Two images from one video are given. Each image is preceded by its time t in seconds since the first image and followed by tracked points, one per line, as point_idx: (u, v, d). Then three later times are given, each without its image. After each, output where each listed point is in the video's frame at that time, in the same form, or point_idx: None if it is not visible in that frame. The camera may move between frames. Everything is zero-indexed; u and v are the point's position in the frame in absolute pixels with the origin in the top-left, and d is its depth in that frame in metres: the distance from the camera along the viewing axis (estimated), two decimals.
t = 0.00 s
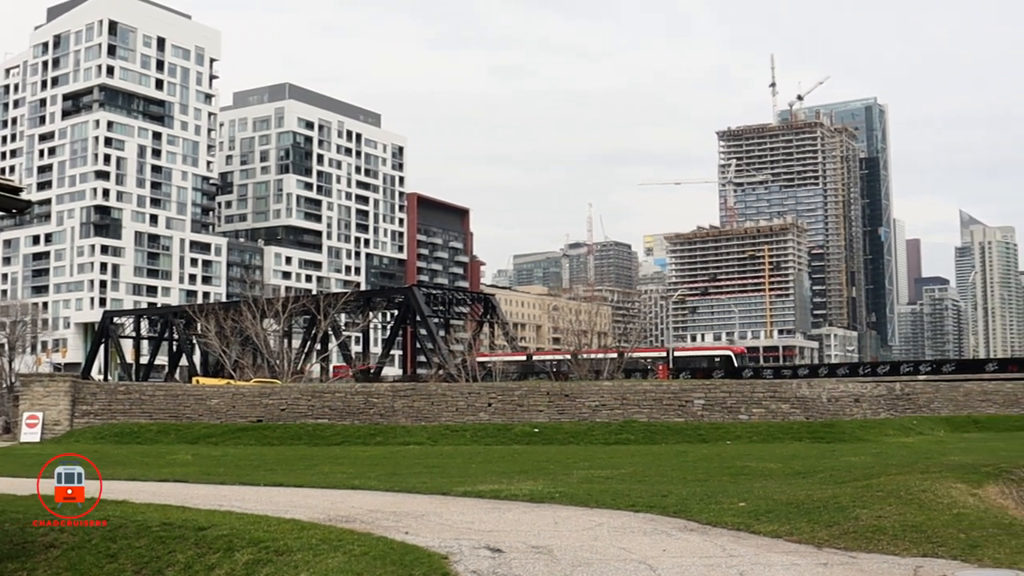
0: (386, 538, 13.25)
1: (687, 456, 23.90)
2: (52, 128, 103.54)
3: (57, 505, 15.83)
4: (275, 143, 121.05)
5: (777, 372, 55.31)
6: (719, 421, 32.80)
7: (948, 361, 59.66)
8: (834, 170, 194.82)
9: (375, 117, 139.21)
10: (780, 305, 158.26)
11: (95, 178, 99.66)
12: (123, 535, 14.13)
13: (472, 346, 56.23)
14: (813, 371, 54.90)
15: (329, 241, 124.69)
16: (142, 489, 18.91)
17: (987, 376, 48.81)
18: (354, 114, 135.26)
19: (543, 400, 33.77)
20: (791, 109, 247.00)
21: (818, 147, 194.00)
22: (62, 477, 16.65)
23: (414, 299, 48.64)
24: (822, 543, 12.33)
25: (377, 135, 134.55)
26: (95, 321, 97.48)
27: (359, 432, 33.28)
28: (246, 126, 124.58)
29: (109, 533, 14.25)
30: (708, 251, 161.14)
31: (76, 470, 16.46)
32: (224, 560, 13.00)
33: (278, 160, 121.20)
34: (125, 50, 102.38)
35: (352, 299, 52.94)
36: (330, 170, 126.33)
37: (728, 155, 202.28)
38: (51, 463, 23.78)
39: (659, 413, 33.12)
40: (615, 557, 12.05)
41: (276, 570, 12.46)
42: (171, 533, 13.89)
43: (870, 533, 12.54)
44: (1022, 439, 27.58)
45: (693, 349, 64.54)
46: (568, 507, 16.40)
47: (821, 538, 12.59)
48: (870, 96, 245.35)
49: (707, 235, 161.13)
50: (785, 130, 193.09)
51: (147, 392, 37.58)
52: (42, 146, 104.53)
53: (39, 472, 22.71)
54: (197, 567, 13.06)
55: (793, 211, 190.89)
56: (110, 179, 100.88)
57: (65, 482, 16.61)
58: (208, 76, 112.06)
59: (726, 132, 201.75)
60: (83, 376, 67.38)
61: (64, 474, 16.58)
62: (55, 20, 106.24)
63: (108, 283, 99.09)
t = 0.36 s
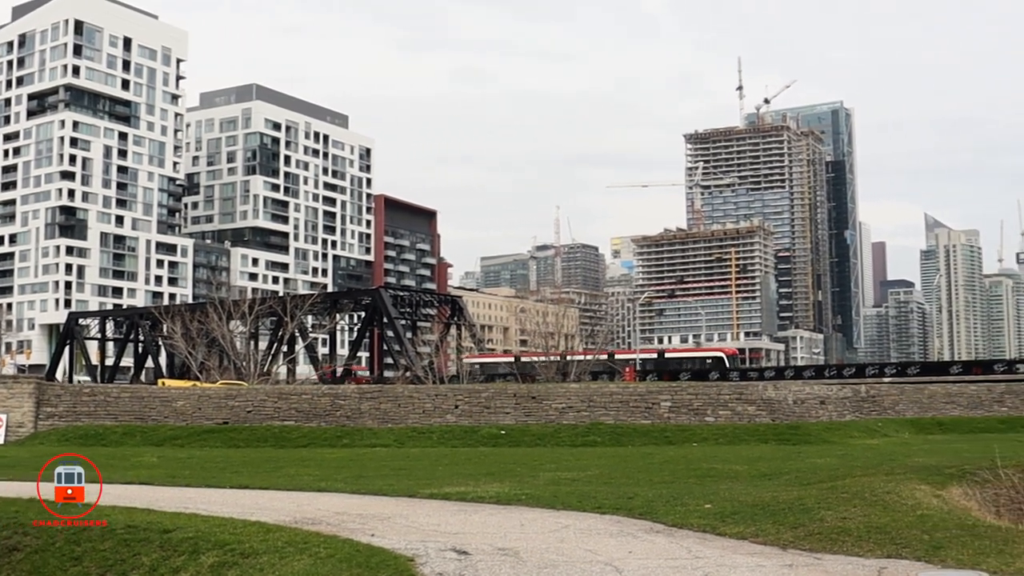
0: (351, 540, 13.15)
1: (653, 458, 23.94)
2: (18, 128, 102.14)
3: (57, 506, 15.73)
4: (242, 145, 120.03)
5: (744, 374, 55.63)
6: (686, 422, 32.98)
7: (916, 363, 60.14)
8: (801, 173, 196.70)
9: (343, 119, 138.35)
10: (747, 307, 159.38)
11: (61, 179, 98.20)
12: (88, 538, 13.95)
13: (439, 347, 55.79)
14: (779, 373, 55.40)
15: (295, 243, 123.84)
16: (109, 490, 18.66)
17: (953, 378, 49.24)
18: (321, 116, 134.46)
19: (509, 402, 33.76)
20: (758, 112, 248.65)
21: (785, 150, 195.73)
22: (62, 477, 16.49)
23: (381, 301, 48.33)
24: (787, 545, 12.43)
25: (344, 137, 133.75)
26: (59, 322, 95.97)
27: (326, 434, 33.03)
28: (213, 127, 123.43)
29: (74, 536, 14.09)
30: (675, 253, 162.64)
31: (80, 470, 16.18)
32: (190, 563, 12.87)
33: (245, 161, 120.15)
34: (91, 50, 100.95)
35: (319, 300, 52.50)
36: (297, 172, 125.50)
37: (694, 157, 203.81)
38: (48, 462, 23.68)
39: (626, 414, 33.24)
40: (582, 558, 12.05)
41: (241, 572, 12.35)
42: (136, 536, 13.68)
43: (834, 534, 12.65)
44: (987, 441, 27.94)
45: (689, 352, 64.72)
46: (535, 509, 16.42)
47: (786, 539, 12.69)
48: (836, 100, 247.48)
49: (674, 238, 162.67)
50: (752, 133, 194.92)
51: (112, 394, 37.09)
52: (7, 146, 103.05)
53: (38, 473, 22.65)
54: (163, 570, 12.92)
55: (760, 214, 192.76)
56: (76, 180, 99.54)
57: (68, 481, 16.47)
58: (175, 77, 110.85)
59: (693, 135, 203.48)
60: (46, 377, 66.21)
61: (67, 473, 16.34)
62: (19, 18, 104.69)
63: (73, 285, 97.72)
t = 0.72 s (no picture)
0: (315, 546, 13.02)
1: (621, 462, 23.99)
2: None
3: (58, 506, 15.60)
4: (208, 147, 118.84)
5: (710, 378, 55.96)
6: (653, 426, 33.13)
7: (883, 366, 60.61)
8: (767, 178, 198.40)
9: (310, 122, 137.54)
10: (713, 311, 160.44)
11: (26, 181, 96.75)
12: (51, 543, 13.63)
13: (405, 351, 55.46)
14: (745, 377, 55.93)
15: (262, 245, 122.87)
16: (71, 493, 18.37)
17: (920, 381, 49.72)
18: (288, 119, 133.53)
19: (477, 405, 33.73)
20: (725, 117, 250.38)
21: (751, 155, 197.35)
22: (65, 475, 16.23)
23: (348, 305, 47.91)
24: (752, 548, 12.50)
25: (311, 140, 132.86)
26: (24, 326, 94.29)
27: (292, 438, 32.74)
28: (179, 129, 122.14)
29: (37, 541, 13.74)
30: (642, 257, 163.58)
31: (86, 471, 15.40)
32: (154, 567, 12.62)
33: (211, 164, 119.02)
34: (55, 51, 99.43)
35: (286, 304, 52.01)
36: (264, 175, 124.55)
37: (661, 161, 205.02)
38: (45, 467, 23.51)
39: (592, 418, 33.29)
40: (547, 562, 12.02)
41: None
42: (100, 541, 13.42)
43: (800, 537, 12.74)
44: (951, 444, 28.31)
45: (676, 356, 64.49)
46: (501, 512, 16.39)
47: (751, 543, 12.75)
48: (802, 105, 249.74)
49: (640, 243, 162.95)
50: (718, 138, 196.49)
51: (76, 397, 36.56)
52: None
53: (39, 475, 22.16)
54: None
55: (727, 218, 194.19)
56: (41, 182, 98.18)
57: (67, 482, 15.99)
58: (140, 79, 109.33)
59: (660, 139, 204.76)
60: (8, 381, 65.00)
61: (69, 471, 15.70)
62: None
63: (38, 288, 96.20)
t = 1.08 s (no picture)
0: (287, 548, 12.92)
1: (593, 465, 24.01)
2: None
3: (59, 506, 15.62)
4: (180, 149, 117.80)
5: (682, 381, 56.20)
6: (625, 429, 33.20)
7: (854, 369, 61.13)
8: (739, 182, 199.56)
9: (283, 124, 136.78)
10: (685, 314, 161.03)
11: None
12: (20, 546, 13.34)
13: (377, 355, 54.97)
14: (717, 380, 56.25)
15: (234, 247, 121.99)
16: (46, 497, 18.15)
17: (891, 385, 50.29)
18: (260, 121, 132.69)
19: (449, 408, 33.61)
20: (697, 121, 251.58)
21: (723, 159, 198.48)
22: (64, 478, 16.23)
23: (320, 307, 47.58)
24: (724, 550, 12.54)
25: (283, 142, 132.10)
26: None
27: (264, 441, 32.46)
28: (150, 131, 121.05)
29: (6, 545, 13.42)
30: (614, 260, 164.20)
31: (83, 471, 14.69)
32: (124, 571, 12.45)
33: (183, 165, 118.03)
34: (26, 52, 98.08)
35: (257, 306, 51.58)
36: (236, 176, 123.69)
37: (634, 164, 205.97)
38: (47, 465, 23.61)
39: (565, 421, 33.32)
40: (519, 565, 11.99)
41: None
42: (70, 544, 13.22)
43: (771, 540, 12.79)
44: (920, 446, 28.63)
45: (673, 357, 64.17)
46: (473, 515, 16.33)
47: (722, 544, 12.80)
48: (774, 109, 251.21)
49: (613, 245, 163.38)
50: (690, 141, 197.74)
51: (46, 400, 36.12)
52: None
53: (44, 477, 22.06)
54: None
55: (699, 221, 194.91)
56: (10, 184, 97.02)
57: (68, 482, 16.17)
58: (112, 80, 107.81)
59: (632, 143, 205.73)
60: None
61: (69, 472, 15.23)
62: None
63: (8, 290, 94.82)
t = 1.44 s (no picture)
0: (257, 549, 12.83)
1: (564, 466, 24.06)
2: None
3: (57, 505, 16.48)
4: (151, 149, 116.65)
5: (654, 382, 56.47)
6: (596, 429, 33.30)
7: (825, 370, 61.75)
8: (710, 184, 200.49)
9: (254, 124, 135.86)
10: (657, 314, 161.56)
11: None
12: None
13: (349, 356, 54.30)
14: (689, 381, 56.62)
15: (205, 248, 121.04)
16: (49, 500, 18.00)
17: (861, 386, 50.87)
18: (232, 120, 131.77)
19: (420, 409, 33.48)
20: (669, 122, 252.59)
21: (694, 161, 199.46)
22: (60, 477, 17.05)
23: (291, 308, 47.25)
24: (695, 551, 12.59)
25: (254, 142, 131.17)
26: None
27: (234, 442, 32.20)
28: (120, 130, 119.84)
29: None
30: (586, 261, 164.73)
31: (83, 471, 15.37)
32: (94, 572, 12.29)
33: (154, 165, 116.96)
34: None
35: (228, 307, 51.05)
36: (207, 176, 122.71)
37: (605, 166, 206.84)
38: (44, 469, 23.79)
39: (536, 422, 33.40)
40: (489, 566, 12.00)
41: None
42: (37, 546, 13.01)
43: (741, 540, 12.87)
44: (890, 447, 28.96)
45: (672, 358, 63.37)
46: (444, 516, 16.30)
47: (693, 546, 12.85)
48: (746, 111, 252.54)
49: (583, 247, 164.91)
50: (662, 142, 198.90)
51: (14, 402, 35.69)
52: None
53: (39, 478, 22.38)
54: None
55: (671, 223, 195.11)
56: None
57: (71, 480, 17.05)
58: (82, 79, 106.57)
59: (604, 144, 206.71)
60: None
61: (67, 473, 15.93)
62: None
63: None
